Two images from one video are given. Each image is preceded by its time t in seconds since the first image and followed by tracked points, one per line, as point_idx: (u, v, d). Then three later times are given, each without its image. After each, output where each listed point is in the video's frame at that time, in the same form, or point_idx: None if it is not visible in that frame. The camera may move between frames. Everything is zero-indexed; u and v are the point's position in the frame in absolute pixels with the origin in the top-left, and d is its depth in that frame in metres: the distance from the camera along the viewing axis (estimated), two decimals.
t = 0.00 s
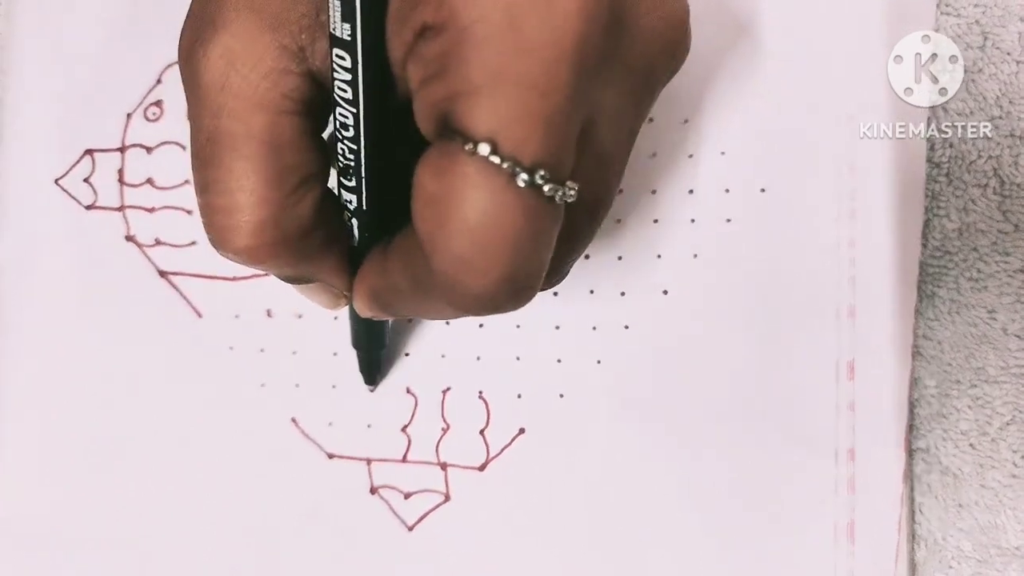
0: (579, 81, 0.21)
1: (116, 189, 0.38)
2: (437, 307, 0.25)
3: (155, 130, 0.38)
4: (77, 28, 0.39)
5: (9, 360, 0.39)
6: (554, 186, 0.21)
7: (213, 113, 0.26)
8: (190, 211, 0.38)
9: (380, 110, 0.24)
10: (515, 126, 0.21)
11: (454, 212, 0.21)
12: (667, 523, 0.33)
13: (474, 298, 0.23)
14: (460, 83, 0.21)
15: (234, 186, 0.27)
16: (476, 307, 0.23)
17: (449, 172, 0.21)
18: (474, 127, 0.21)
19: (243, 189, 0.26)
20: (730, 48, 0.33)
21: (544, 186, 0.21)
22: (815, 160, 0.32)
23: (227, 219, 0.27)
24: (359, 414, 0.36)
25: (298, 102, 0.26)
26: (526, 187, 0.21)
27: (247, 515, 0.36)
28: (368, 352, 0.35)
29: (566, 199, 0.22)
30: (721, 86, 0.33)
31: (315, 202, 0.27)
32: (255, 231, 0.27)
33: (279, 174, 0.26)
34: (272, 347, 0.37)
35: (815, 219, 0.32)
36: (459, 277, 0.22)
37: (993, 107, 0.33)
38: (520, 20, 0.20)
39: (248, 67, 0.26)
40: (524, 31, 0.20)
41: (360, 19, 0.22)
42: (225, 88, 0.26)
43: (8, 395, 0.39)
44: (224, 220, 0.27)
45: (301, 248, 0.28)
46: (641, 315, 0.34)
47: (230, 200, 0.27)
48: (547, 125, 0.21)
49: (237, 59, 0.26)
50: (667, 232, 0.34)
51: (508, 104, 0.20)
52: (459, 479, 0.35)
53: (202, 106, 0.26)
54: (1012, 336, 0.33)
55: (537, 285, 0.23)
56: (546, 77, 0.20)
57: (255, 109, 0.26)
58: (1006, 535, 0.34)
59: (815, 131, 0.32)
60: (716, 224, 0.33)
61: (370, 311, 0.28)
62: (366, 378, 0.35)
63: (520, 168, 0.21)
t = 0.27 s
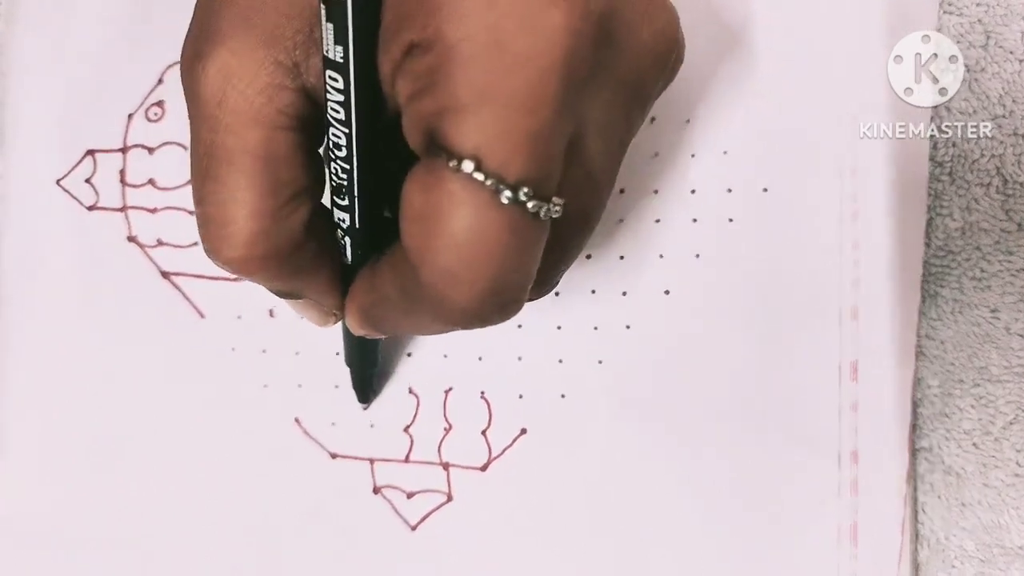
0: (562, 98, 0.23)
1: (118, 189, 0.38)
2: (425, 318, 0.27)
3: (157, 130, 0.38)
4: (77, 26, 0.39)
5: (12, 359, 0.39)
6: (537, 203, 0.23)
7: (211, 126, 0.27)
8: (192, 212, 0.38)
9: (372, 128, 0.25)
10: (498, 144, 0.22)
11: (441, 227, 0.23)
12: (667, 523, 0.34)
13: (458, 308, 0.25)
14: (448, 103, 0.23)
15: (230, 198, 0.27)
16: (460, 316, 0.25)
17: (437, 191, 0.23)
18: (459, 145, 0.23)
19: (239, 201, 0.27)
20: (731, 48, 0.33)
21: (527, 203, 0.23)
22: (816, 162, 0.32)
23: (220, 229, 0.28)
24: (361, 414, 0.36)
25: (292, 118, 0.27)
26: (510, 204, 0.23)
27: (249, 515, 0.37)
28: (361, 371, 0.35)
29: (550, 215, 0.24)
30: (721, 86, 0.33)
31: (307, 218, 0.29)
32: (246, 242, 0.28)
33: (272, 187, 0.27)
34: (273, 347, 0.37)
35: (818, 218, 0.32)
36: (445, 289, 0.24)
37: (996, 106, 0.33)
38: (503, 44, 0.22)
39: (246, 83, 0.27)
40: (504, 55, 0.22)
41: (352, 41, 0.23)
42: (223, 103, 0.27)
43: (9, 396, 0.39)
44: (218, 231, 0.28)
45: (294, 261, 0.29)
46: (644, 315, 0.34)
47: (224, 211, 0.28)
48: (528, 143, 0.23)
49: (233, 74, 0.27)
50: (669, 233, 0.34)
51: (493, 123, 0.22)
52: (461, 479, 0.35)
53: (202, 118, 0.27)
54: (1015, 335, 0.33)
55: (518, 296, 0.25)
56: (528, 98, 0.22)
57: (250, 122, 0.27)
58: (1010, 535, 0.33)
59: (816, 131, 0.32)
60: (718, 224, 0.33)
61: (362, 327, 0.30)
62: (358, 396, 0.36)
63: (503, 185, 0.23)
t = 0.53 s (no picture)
0: (566, 108, 0.24)
1: (125, 189, 0.39)
2: (434, 330, 0.27)
3: (163, 130, 0.38)
4: (83, 25, 0.39)
5: (15, 359, 0.39)
6: (546, 212, 0.24)
7: (230, 143, 0.28)
8: (199, 211, 0.38)
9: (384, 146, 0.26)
10: (505, 155, 0.23)
11: (451, 239, 0.24)
12: (667, 523, 0.34)
13: (468, 318, 0.25)
14: (455, 117, 0.24)
15: (246, 214, 0.28)
16: (469, 327, 0.26)
17: (446, 203, 0.24)
18: (466, 158, 0.24)
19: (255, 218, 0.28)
20: (732, 49, 0.33)
21: (536, 212, 0.24)
22: (819, 161, 0.32)
23: (237, 245, 0.29)
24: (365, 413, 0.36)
25: (308, 137, 0.28)
26: (519, 213, 0.24)
27: (252, 515, 0.37)
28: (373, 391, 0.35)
29: (559, 222, 0.25)
30: (724, 87, 0.33)
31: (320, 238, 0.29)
32: (262, 258, 0.28)
33: (287, 204, 0.28)
34: (280, 346, 0.37)
35: (820, 217, 0.33)
36: (455, 299, 0.25)
37: (998, 106, 0.33)
38: (506, 57, 0.23)
39: (263, 101, 0.27)
40: (507, 68, 0.23)
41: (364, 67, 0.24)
42: (242, 121, 0.27)
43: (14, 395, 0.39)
44: (236, 249, 0.29)
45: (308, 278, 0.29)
46: (648, 314, 0.34)
47: (241, 227, 0.28)
48: (534, 152, 0.23)
49: (252, 96, 0.27)
50: (673, 232, 0.34)
51: (499, 135, 0.23)
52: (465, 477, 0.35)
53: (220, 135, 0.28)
54: (1017, 335, 0.33)
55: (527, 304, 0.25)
56: (532, 109, 0.23)
57: (267, 140, 0.27)
58: (1011, 533, 0.34)
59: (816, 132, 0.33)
60: (722, 224, 0.33)
61: (378, 348, 0.30)
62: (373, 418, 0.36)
63: (511, 196, 0.24)
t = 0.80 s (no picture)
0: (560, 109, 0.23)
1: (128, 185, 0.39)
2: (432, 328, 0.27)
3: (166, 127, 0.38)
4: (85, 23, 0.39)
5: (19, 356, 0.40)
6: (539, 212, 0.24)
7: (233, 145, 0.28)
8: (202, 207, 0.38)
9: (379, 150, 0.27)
10: (497, 155, 0.23)
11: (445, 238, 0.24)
12: (667, 521, 0.34)
13: (463, 319, 0.25)
14: (449, 117, 0.24)
15: (246, 214, 0.29)
16: (465, 326, 0.26)
17: (440, 203, 0.24)
18: (460, 158, 0.24)
19: (256, 218, 0.28)
20: (732, 46, 0.33)
21: (528, 213, 0.24)
22: (822, 160, 0.32)
23: (238, 243, 0.29)
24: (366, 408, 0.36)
25: (308, 139, 0.28)
26: (511, 214, 0.23)
27: (254, 511, 0.37)
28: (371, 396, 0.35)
29: (552, 223, 0.24)
30: (723, 85, 0.33)
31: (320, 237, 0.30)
32: (259, 256, 0.29)
33: (286, 205, 0.28)
34: (281, 341, 0.37)
35: (821, 215, 0.32)
36: (449, 299, 0.25)
37: (1000, 103, 0.33)
38: (499, 58, 0.23)
39: (265, 103, 0.27)
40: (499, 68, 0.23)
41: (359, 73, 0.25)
42: (245, 123, 0.28)
43: (18, 391, 0.40)
44: (236, 247, 0.29)
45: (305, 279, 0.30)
46: (649, 310, 0.34)
47: (240, 223, 0.29)
48: (525, 153, 0.23)
49: (253, 95, 0.28)
50: (674, 229, 0.34)
51: (492, 135, 0.23)
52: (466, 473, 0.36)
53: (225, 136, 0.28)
54: (1019, 331, 0.33)
55: (521, 304, 0.25)
56: (524, 109, 0.23)
57: (269, 143, 0.28)
58: (1012, 530, 0.34)
59: (816, 130, 0.32)
60: (723, 221, 0.33)
61: (373, 347, 0.31)
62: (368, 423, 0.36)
63: (504, 197, 0.23)
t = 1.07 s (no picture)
0: (558, 114, 0.24)
1: (129, 178, 0.39)
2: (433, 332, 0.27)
3: (167, 120, 0.38)
4: (84, 19, 0.39)
5: (18, 356, 0.40)
6: (541, 213, 0.24)
7: (240, 149, 0.28)
8: (203, 200, 0.38)
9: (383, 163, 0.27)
10: (497, 159, 0.23)
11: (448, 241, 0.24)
12: (667, 518, 0.34)
13: (467, 321, 0.25)
14: (449, 121, 0.24)
15: (254, 220, 0.28)
16: (468, 328, 0.26)
17: (442, 205, 0.24)
18: (461, 161, 0.24)
19: (264, 224, 0.28)
20: (734, 41, 0.33)
21: (531, 214, 0.24)
22: (824, 155, 0.32)
23: (245, 250, 0.29)
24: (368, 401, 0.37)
25: (314, 144, 0.28)
26: (514, 215, 0.24)
27: (256, 508, 0.37)
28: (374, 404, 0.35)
29: (554, 224, 0.24)
30: (724, 82, 0.33)
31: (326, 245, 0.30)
32: (271, 260, 0.29)
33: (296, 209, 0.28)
34: (283, 335, 0.37)
35: (822, 209, 0.33)
36: (452, 302, 0.25)
37: (1000, 98, 0.33)
38: (497, 65, 0.23)
39: (273, 107, 0.28)
40: (499, 69, 0.23)
41: (361, 88, 0.25)
42: (253, 128, 0.28)
43: (18, 389, 0.40)
44: (245, 256, 0.29)
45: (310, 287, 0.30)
46: (650, 303, 0.34)
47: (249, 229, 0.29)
48: (525, 156, 0.23)
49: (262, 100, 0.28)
50: (675, 223, 0.34)
51: (492, 138, 0.23)
52: (467, 468, 0.36)
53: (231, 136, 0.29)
54: (1018, 325, 0.33)
55: (523, 305, 0.25)
56: (523, 111, 0.23)
57: (276, 147, 0.28)
58: (1011, 523, 0.34)
59: (817, 125, 0.33)
60: (724, 215, 0.33)
61: (377, 357, 0.31)
62: (374, 438, 0.36)
63: (507, 198, 0.23)
